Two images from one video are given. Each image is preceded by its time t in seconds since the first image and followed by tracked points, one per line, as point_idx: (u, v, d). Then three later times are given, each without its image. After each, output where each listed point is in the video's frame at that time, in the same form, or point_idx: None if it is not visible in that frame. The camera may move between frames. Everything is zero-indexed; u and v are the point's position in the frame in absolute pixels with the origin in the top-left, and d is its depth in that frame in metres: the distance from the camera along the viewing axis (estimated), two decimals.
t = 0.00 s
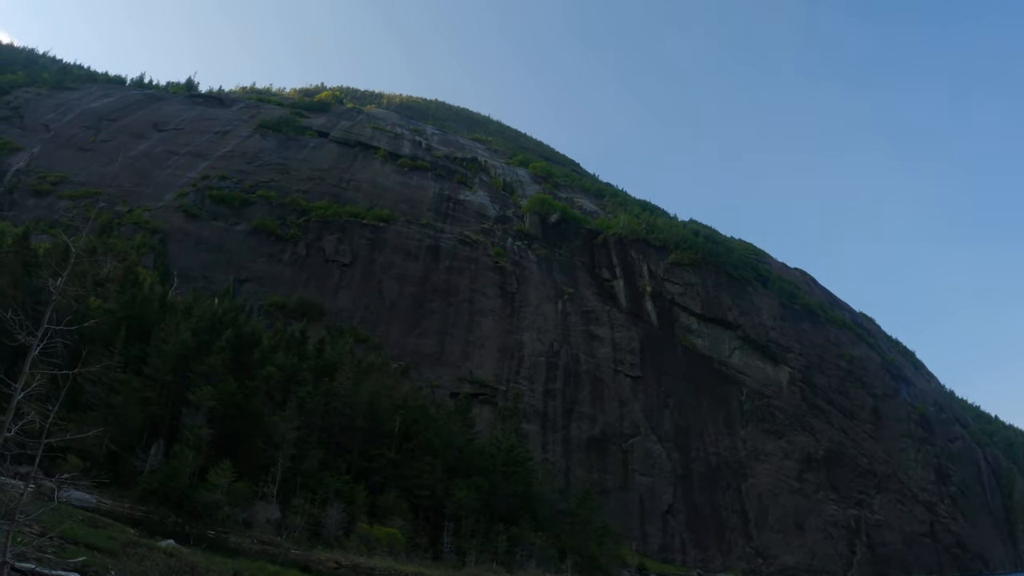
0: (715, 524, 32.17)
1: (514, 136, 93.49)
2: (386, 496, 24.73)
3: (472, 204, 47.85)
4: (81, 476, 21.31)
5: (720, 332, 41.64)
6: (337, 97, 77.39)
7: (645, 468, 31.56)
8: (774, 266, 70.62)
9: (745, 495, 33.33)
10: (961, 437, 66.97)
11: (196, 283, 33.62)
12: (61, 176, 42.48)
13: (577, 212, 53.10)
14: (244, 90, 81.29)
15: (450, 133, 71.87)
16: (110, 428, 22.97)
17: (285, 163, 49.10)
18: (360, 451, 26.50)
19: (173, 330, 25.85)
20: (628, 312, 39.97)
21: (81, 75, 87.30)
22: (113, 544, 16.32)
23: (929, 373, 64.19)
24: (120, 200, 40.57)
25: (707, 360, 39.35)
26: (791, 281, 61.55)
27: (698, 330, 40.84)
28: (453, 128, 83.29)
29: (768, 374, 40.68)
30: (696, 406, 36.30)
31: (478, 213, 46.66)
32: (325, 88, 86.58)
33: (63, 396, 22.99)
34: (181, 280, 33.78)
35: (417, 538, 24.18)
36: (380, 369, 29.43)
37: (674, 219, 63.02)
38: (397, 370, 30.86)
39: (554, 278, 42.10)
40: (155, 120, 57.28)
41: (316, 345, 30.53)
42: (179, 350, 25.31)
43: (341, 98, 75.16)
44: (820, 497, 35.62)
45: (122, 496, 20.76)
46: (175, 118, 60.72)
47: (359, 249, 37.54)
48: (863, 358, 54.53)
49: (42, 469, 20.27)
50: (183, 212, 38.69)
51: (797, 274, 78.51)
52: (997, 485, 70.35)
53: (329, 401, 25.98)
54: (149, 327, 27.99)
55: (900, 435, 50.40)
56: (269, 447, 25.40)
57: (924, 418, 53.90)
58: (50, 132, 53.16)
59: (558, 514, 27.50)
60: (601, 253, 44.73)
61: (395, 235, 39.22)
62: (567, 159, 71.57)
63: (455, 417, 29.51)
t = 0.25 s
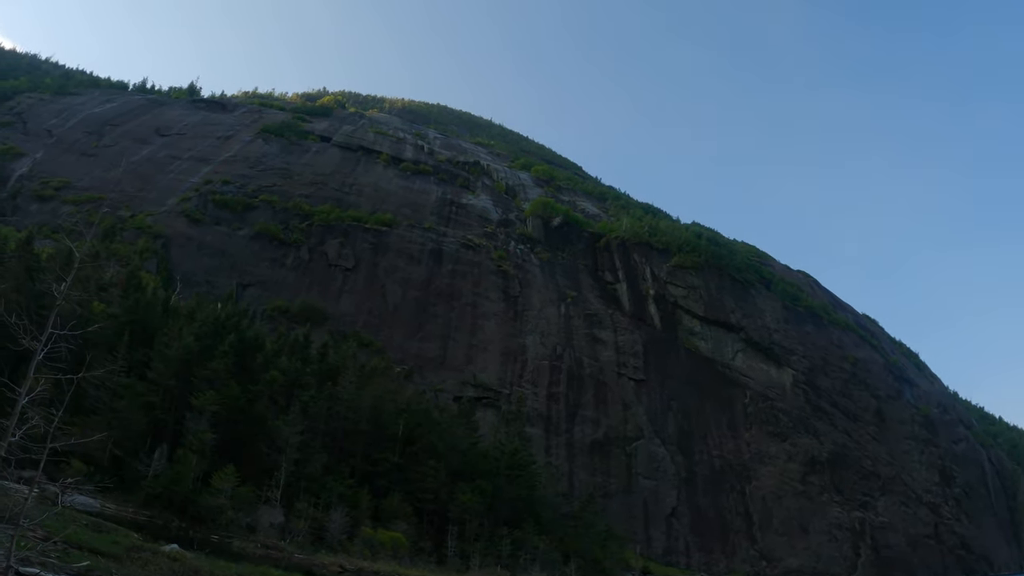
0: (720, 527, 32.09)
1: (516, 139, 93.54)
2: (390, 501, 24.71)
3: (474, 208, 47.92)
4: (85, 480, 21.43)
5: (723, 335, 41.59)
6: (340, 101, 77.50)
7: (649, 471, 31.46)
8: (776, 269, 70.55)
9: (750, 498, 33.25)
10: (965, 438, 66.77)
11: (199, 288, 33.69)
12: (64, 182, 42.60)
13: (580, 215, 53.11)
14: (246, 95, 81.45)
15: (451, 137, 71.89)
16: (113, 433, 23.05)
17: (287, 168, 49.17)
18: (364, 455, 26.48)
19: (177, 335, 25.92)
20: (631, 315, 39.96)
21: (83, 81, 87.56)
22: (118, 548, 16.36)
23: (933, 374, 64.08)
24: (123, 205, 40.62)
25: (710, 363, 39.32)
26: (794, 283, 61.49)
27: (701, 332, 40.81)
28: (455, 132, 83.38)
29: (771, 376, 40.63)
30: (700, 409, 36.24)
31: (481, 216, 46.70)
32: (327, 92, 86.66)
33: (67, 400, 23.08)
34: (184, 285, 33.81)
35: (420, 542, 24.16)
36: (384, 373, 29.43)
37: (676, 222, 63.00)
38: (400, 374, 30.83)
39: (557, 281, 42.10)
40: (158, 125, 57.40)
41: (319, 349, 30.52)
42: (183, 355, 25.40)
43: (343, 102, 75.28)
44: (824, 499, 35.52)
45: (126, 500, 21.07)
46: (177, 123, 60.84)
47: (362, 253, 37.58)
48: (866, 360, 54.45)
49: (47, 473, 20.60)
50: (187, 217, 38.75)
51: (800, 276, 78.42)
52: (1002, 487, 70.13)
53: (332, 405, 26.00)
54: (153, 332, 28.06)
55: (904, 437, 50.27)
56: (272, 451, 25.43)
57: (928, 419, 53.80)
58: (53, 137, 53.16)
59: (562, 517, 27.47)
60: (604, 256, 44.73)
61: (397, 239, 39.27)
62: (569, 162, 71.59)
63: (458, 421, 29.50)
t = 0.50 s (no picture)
0: (724, 530, 31.96)
1: (519, 143, 93.58)
2: (394, 505, 24.67)
3: (477, 212, 47.89)
4: (89, 485, 21.46)
5: (726, 337, 41.55)
6: (342, 106, 77.56)
7: (654, 474, 31.37)
8: (779, 271, 70.49)
9: (755, 500, 33.11)
10: (969, 439, 66.59)
11: (202, 293, 33.72)
12: (67, 187, 42.65)
13: (583, 218, 53.11)
14: (249, 100, 81.55)
15: (454, 141, 71.93)
16: (117, 438, 23.06)
17: (290, 172, 49.20)
18: (369, 460, 26.45)
19: (181, 340, 25.94)
20: (634, 318, 39.92)
21: (85, 87, 87.75)
22: (122, 553, 16.34)
23: (937, 376, 63.94)
24: (126, 211, 40.67)
25: (714, 365, 39.24)
26: (797, 285, 61.42)
27: (705, 335, 40.74)
28: (457, 135, 83.43)
29: (775, 379, 40.54)
30: (704, 411, 36.15)
31: (483, 220, 46.72)
32: (330, 97, 86.82)
33: (71, 406, 23.12)
34: (187, 290, 33.83)
35: (425, 546, 24.10)
36: (387, 377, 29.39)
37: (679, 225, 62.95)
38: (404, 378, 30.81)
39: (560, 284, 42.07)
40: (160, 130, 57.46)
41: (323, 354, 30.50)
42: (186, 360, 25.42)
43: (345, 107, 75.34)
44: (829, 501, 35.40)
45: (130, 505, 21.11)
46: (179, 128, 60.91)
47: (365, 258, 37.57)
48: (870, 361, 54.34)
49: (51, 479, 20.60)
50: (189, 222, 38.78)
51: (803, 278, 78.33)
52: (1007, 488, 69.93)
53: (336, 409, 25.98)
54: (156, 336, 28.08)
55: (908, 438, 50.12)
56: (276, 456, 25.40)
57: (932, 420, 53.69)
58: (56, 142, 53.25)
59: (566, 521, 27.40)
60: (607, 260, 44.71)
61: (400, 243, 39.27)
62: (572, 166, 71.60)
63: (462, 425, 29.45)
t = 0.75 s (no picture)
0: (734, 535, 31.77)
1: (523, 150, 93.69)
2: (402, 514, 24.64)
3: (483, 220, 47.96)
4: (97, 496, 21.62)
5: (733, 343, 41.49)
6: (347, 115, 77.79)
7: (662, 481, 31.24)
8: (786, 275, 70.46)
9: (763, 506, 32.91)
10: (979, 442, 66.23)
11: (209, 303, 33.82)
12: (74, 199, 42.85)
13: (588, 225, 53.13)
14: (254, 111, 81.84)
15: (458, 149, 72.08)
16: (125, 449, 23.15)
17: (296, 182, 49.32)
18: (376, 469, 26.47)
19: (187, 351, 26.07)
20: (641, 324, 39.87)
21: (91, 98, 88.20)
22: (130, 564, 16.37)
23: (945, 379, 63.67)
24: (133, 222, 40.83)
25: (721, 371, 39.16)
26: (804, 290, 61.32)
27: (712, 341, 40.66)
28: (462, 143, 83.59)
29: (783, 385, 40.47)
30: (711, 417, 35.99)
31: (489, 229, 46.77)
32: (334, 106, 87.07)
33: (79, 417, 23.26)
34: (194, 300, 33.95)
35: (433, 554, 24.04)
36: (394, 387, 29.38)
37: (685, 230, 62.92)
38: (412, 387, 30.83)
39: (566, 291, 42.07)
40: (166, 141, 57.65)
41: (331, 363, 30.54)
42: (193, 370, 25.51)
43: (350, 116, 75.57)
44: (838, 506, 35.24)
45: (138, 515, 21.25)
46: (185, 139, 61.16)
47: (371, 267, 37.62)
48: (877, 365, 54.23)
49: (59, 489, 20.79)
50: (196, 233, 38.92)
51: (809, 282, 78.18)
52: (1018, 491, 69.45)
53: (344, 419, 26.01)
54: (163, 347, 28.21)
55: (916, 441, 49.90)
56: (284, 466, 25.43)
57: (940, 423, 53.49)
58: (62, 154, 53.47)
59: (575, 529, 27.30)
60: (613, 266, 44.72)
61: (407, 252, 39.33)
62: (577, 173, 71.65)
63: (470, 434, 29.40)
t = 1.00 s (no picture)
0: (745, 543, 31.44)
1: (529, 159, 93.74)
2: (412, 524, 24.57)
3: (490, 229, 47.98)
4: (107, 509, 22.15)
5: (743, 348, 41.35)
6: (353, 126, 78.06)
7: (672, 488, 31.00)
8: (795, 280, 70.20)
9: (775, 512, 32.57)
10: (992, 446, 65.63)
11: (218, 315, 33.92)
12: (82, 212, 43.14)
13: (595, 232, 53.10)
14: (261, 123, 82.21)
15: (464, 157, 72.14)
16: (135, 461, 23.29)
17: (303, 193, 49.47)
18: (386, 479, 26.42)
19: (197, 363, 26.17)
20: (650, 331, 39.76)
21: (100, 112, 88.81)
22: None
23: (957, 382, 63.21)
24: (141, 235, 41.05)
25: (731, 377, 39.03)
26: (813, 294, 61.09)
27: (721, 347, 40.52)
28: (468, 152, 83.71)
29: (794, 390, 40.29)
30: (721, 423, 35.78)
31: (496, 237, 46.83)
32: (341, 117, 87.35)
33: (89, 431, 23.46)
34: (203, 312, 34.09)
35: (443, 565, 23.92)
36: (403, 396, 29.35)
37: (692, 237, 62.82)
38: (421, 397, 30.78)
39: (575, 299, 42.06)
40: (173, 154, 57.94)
41: (340, 374, 30.55)
42: (203, 382, 25.61)
43: (356, 126, 75.80)
44: (849, 511, 34.70)
45: (148, 527, 21.90)
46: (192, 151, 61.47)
47: (379, 277, 37.69)
48: (888, 368, 53.94)
49: (70, 503, 21.40)
50: (204, 245, 39.10)
51: (818, 287, 77.86)
52: None
53: (353, 429, 26.00)
54: (172, 359, 28.64)
55: (928, 445, 49.51)
56: (294, 477, 25.48)
57: (952, 426, 53.11)
58: (70, 168, 53.78)
59: (585, 537, 27.15)
60: (621, 274, 44.69)
61: (414, 261, 39.39)
62: (583, 180, 71.63)
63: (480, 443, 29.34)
